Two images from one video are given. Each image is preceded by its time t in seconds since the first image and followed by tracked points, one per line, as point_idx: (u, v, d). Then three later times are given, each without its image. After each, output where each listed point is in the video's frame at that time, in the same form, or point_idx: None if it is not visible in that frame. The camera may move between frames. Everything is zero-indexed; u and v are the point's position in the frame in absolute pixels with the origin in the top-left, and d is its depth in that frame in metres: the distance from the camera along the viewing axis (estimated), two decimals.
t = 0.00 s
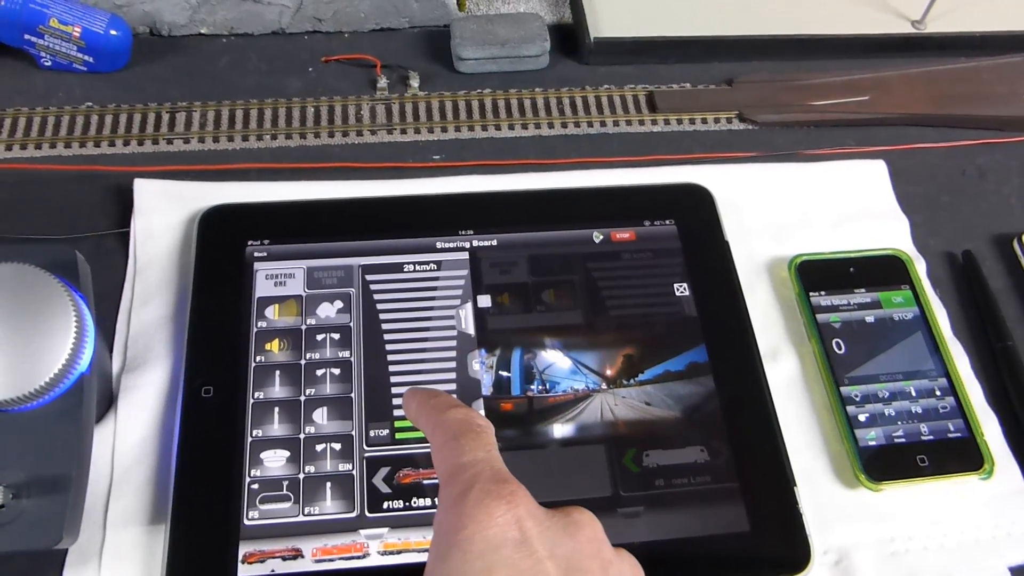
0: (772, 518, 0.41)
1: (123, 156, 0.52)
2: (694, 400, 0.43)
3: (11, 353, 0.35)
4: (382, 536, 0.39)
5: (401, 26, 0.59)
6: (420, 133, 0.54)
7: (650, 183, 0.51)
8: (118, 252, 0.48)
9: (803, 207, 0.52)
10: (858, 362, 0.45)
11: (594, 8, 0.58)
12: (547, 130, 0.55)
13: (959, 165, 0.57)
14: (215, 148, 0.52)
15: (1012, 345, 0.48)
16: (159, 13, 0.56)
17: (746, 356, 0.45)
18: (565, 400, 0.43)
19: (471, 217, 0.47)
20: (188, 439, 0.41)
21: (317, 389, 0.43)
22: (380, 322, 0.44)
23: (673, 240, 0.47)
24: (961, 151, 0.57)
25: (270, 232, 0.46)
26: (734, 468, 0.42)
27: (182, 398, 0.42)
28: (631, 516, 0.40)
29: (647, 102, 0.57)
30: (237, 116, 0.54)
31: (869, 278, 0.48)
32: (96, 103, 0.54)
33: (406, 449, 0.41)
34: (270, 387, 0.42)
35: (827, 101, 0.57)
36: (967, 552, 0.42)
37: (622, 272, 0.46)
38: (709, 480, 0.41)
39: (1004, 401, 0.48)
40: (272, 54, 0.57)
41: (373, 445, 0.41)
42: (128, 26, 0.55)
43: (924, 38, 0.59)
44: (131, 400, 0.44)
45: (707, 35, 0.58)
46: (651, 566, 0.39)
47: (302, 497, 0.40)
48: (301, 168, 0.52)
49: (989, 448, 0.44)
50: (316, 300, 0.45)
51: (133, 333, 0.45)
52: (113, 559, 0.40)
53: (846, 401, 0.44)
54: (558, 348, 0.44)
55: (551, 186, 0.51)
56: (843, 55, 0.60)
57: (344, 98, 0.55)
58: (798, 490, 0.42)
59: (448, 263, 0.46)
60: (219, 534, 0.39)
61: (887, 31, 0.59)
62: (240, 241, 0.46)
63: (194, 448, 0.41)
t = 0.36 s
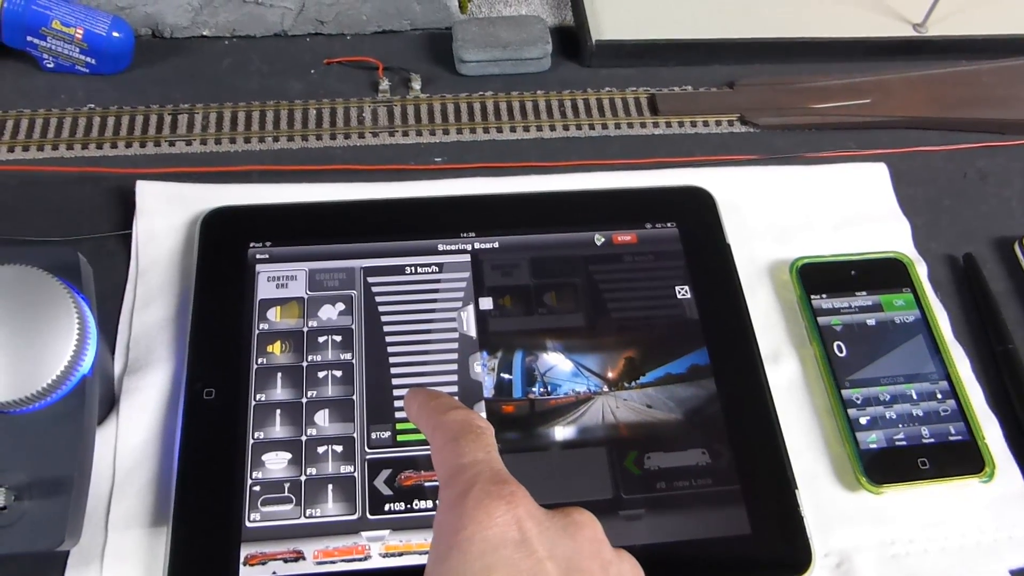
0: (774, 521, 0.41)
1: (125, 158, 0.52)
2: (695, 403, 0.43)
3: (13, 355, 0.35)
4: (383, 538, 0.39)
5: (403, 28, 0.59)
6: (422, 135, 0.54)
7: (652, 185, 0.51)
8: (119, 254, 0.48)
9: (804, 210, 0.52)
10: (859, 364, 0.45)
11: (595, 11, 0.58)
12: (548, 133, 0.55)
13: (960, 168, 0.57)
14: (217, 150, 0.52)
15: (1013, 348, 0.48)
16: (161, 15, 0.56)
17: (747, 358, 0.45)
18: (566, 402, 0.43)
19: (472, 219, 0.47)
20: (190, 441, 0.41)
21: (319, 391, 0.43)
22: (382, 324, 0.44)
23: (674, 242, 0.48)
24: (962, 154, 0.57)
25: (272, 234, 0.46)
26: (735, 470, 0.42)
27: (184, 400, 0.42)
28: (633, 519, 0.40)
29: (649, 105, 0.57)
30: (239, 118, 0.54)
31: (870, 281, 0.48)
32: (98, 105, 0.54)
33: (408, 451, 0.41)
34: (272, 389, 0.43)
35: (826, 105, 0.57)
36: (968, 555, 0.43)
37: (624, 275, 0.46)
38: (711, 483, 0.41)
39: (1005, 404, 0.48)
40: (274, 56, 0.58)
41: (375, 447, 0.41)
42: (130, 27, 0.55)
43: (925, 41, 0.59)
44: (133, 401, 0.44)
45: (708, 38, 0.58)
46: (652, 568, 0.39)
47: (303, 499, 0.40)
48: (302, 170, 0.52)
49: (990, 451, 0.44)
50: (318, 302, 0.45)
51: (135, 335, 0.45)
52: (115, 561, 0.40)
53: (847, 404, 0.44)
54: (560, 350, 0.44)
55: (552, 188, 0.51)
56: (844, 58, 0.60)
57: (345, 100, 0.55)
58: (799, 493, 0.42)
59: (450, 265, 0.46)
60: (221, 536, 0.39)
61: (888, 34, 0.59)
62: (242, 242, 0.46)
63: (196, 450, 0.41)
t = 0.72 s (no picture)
0: (775, 522, 0.41)
1: (127, 159, 0.52)
2: (697, 404, 0.43)
3: (14, 356, 0.35)
4: (385, 539, 0.39)
5: (404, 29, 0.59)
6: (423, 136, 0.54)
7: (653, 186, 0.51)
8: (121, 255, 0.48)
9: (806, 210, 0.52)
10: (861, 365, 0.45)
11: (596, 12, 0.58)
12: (549, 134, 0.55)
13: (962, 169, 0.57)
14: (218, 151, 0.52)
15: (1015, 348, 0.48)
16: (162, 17, 0.56)
17: (749, 359, 0.45)
18: (568, 403, 0.43)
19: (474, 220, 0.47)
20: (191, 442, 0.41)
21: (320, 392, 0.43)
22: (383, 325, 0.44)
23: (676, 243, 0.48)
24: (964, 154, 0.57)
25: (273, 235, 0.46)
26: (737, 471, 0.42)
27: (185, 401, 0.42)
28: (635, 520, 0.40)
29: (650, 106, 0.57)
30: (240, 120, 0.54)
31: (872, 282, 0.48)
32: (99, 107, 0.54)
33: (409, 452, 0.41)
34: (273, 390, 0.42)
35: (827, 106, 0.57)
36: (970, 556, 0.42)
37: (625, 275, 0.46)
38: (713, 484, 0.41)
39: (1007, 404, 0.48)
40: (275, 57, 0.58)
41: (376, 448, 0.41)
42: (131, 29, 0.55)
43: (926, 41, 0.59)
44: (134, 402, 0.44)
45: (709, 39, 0.58)
46: (654, 569, 0.39)
47: (305, 500, 0.40)
48: (304, 171, 0.52)
49: (992, 451, 0.44)
50: (319, 303, 0.45)
51: (136, 336, 0.45)
52: (116, 562, 0.40)
53: (849, 405, 0.44)
54: (561, 351, 0.44)
55: (553, 189, 0.51)
56: (845, 59, 0.60)
57: (346, 101, 0.55)
58: (801, 494, 0.42)
59: (451, 266, 0.46)
60: (223, 537, 0.39)
61: (889, 35, 0.59)
62: (243, 244, 0.46)
63: (198, 452, 0.41)
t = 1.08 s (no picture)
0: (774, 524, 0.41)
1: (128, 159, 0.52)
2: (696, 405, 0.43)
3: (17, 355, 0.35)
4: (385, 539, 0.39)
5: (406, 31, 0.59)
6: (424, 137, 0.54)
7: (654, 188, 0.51)
8: (122, 255, 0.49)
9: (806, 213, 0.52)
10: (859, 367, 0.45)
11: (597, 14, 0.58)
12: (550, 136, 0.55)
13: (962, 172, 0.57)
14: (220, 151, 0.53)
15: (1014, 351, 0.49)
16: (164, 17, 0.56)
17: (748, 361, 0.45)
18: (568, 404, 0.43)
19: (475, 221, 0.48)
20: (193, 441, 0.41)
21: (321, 392, 0.43)
22: (384, 326, 0.44)
23: (675, 245, 0.48)
24: (964, 157, 0.57)
25: (274, 236, 0.46)
26: (736, 473, 0.42)
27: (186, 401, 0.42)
28: (634, 521, 0.40)
29: (651, 108, 0.57)
30: (242, 120, 0.54)
31: (871, 284, 0.48)
32: (101, 107, 0.54)
33: (409, 452, 0.41)
34: (274, 390, 0.43)
35: (828, 108, 0.57)
36: (969, 558, 0.43)
37: (625, 277, 0.46)
38: (712, 486, 0.42)
39: (1007, 407, 0.48)
40: (277, 57, 0.58)
41: (376, 449, 0.41)
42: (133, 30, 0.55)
43: (926, 45, 0.59)
44: (136, 401, 0.44)
45: (709, 42, 0.58)
46: (653, 570, 0.39)
47: (305, 500, 0.40)
48: (305, 172, 0.52)
49: (991, 454, 0.44)
50: (320, 303, 0.45)
51: (137, 336, 0.46)
52: (118, 561, 0.40)
53: (848, 407, 0.44)
54: (561, 352, 0.44)
55: (554, 191, 0.51)
56: (846, 62, 0.60)
57: (348, 102, 0.56)
58: (799, 496, 0.42)
59: (452, 267, 0.46)
60: (224, 537, 0.39)
61: (890, 38, 0.59)
62: (244, 244, 0.46)
63: (199, 452, 0.41)
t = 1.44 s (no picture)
0: (792, 526, 0.41)
1: (146, 164, 0.52)
2: (714, 408, 0.44)
3: (46, 359, 0.36)
4: (407, 542, 0.40)
5: (420, 36, 0.60)
6: (441, 142, 0.54)
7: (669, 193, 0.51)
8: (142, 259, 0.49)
9: (820, 217, 0.52)
10: (877, 370, 0.46)
11: (611, 20, 0.59)
12: (566, 140, 0.55)
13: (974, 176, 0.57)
14: (237, 156, 0.53)
15: None
16: (181, 22, 0.57)
17: (765, 364, 0.45)
18: (587, 408, 0.43)
19: (492, 225, 0.48)
20: (215, 444, 0.41)
21: (341, 396, 0.43)
22: (403, 330, 0.44)
23: (692, 249, 0.48)
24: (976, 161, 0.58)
25: (293, 240, 0.46)
26: (755, 476, 0.42)
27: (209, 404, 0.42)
28: (653, 523, 0.41)
29: (665, 112, 0.57)
30: (259, 125, 0.54)
31: (886, 287, 0.48)
32: (118, 111, 0.54)
33: (430, 455, 0.42)
34: (294, 393, 0.43)
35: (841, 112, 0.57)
36: (986, 561, 0.43)
37: (643, 281, 0.47)
38: (731, 488, 0.42)
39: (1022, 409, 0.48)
40: (293, 62, 0.58)
41: (397, 452, 0.42)
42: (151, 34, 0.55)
43: (938, 48, 0.60)
44: (158, 405, 0.44)
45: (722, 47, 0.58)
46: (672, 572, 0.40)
47: (327, 503, 0.40)
48: (323, 176, 0.52)
49: (1008, 456, 0.45)
50: (339, 307, 0.45)
51: (158, 340, 0.46)
52: (140, 563, 0.41)
53: (864, 410, 0.45)
54: (580, 356, 0.44)
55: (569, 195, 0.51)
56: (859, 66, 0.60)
57: (364, 106, 0.56)
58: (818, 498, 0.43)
59: (470, 271, 0.46)
60: (247, 540, 0.39)
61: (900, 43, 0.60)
62: (263, 248, 0.46)
63: (221, 455, 0.41)
